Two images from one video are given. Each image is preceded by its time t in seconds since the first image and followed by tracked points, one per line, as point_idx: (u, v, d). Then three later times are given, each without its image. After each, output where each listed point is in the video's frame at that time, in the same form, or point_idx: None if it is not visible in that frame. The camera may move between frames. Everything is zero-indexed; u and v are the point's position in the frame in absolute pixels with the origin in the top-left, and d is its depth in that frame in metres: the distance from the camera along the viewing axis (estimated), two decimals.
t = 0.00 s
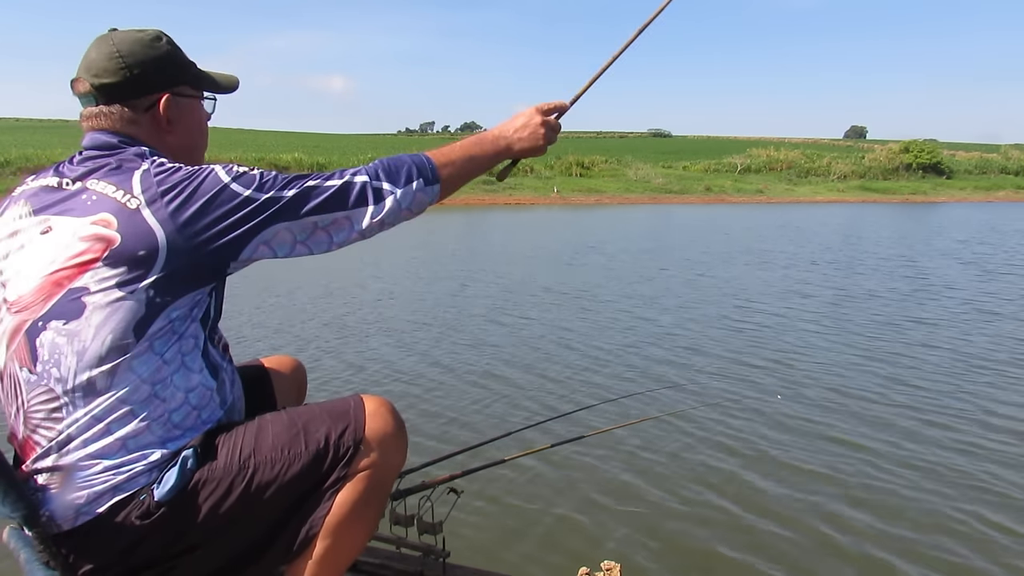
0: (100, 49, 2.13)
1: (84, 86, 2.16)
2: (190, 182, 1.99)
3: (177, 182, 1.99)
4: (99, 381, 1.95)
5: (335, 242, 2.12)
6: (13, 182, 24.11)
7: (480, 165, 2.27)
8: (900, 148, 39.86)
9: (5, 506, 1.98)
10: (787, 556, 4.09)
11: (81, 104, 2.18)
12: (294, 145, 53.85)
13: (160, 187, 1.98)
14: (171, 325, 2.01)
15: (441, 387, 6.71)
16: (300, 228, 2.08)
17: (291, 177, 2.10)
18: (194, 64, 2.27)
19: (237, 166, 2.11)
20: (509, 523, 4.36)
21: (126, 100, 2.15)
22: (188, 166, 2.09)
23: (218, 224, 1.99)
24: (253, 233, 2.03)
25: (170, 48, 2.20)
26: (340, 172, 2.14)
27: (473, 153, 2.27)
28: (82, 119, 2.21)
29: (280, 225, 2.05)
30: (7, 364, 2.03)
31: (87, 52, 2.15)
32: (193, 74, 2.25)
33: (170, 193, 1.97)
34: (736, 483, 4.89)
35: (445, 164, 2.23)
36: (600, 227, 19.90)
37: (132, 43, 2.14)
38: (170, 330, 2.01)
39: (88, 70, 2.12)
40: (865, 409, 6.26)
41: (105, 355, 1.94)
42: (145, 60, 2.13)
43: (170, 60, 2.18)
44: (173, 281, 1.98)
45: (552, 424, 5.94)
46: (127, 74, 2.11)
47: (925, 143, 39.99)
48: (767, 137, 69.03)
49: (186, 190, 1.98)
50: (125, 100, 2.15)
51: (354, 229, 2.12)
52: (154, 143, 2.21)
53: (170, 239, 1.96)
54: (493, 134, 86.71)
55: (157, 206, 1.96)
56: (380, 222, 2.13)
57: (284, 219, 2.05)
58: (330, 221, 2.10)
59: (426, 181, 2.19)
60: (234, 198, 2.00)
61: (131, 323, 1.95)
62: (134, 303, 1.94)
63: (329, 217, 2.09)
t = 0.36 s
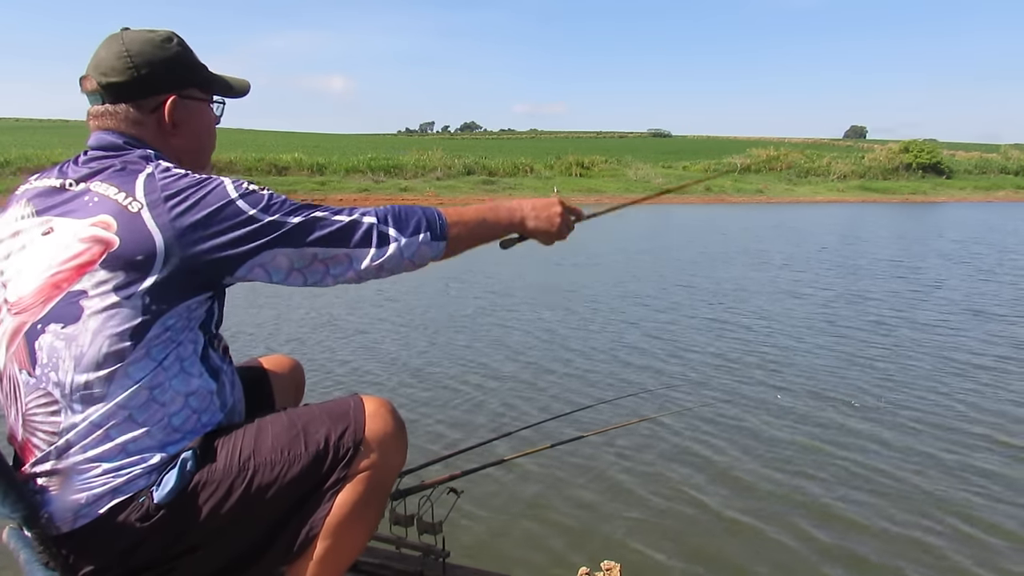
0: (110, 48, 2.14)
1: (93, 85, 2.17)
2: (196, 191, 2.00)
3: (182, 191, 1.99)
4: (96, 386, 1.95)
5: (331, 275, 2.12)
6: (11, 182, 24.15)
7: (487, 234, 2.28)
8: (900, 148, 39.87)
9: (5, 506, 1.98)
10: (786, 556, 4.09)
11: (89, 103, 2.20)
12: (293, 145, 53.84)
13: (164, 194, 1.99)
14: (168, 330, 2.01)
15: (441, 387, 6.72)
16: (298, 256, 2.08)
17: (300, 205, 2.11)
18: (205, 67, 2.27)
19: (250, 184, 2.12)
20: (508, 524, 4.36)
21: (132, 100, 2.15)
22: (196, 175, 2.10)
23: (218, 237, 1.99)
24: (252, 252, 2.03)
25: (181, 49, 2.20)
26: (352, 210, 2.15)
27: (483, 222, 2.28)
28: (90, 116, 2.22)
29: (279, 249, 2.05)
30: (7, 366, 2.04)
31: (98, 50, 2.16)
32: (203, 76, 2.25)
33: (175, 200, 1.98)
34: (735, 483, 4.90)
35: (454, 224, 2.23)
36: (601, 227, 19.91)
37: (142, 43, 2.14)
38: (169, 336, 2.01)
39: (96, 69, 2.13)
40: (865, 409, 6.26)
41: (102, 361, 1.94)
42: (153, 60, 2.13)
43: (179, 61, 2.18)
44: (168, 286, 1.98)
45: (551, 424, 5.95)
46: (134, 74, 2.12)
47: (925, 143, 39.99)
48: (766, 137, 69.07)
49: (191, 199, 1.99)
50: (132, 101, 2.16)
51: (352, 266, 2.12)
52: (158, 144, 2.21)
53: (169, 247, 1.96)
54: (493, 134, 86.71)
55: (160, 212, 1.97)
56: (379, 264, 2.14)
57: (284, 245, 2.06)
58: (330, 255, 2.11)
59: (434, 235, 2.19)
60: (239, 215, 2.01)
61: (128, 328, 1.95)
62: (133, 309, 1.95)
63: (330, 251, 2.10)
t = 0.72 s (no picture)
0: (131, 50, 2.13)
1: (109, 84, 2.17)
2: (200, 212, 1.99)
3: (181, 205, 1.99)
4: (83, 390, 1.94)
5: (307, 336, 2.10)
6: (10, 182, 24.14)
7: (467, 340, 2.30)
8: (900, 148, 39.89)
9: (5, 507, 1.98)
10: (787, 553, 4.08)
11: (104, 100, 2.20)
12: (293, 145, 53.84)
13: (162, 205, 1.99)
14: (158, 336, 2.00)
15: (442, 387, 6.71)
16: (280, 309, 2.07)
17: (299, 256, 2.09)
18: (223, 77, 2.27)
19: (258, 217, 2.10)
20: (509, 524, 4.36)
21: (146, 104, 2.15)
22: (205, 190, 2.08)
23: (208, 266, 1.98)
24: (238, 290, 2.02)
25: (201, 58, 2.20)
26: (348, 276, 2.13)
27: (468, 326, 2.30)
28: (104, 113, 2.23)
29: (265, 296, 2.04)
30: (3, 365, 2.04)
31: (120, 50, 2.16)
32: (219, 87, 2.24)
33: (173, 215, 1.97)
34: (736, 482, 4.89)
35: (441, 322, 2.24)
36: (601, 227, 19.90)
37: (164, 48, 2.13)
38: (161, 342, 2.01)
39: (114, 70, 2.12)
40: (865, 408, 6.26)
41: (90, 364, 1.93)
42: (172, 67, 2.12)
43: (197, 70, 2.17)
44: (159, 297, 1.98)
45: (552, 423, 5.94)
46: (150, 79, 2.11)
47: (925, 143, 39.99)
48: (766, 136, 69.05)
49: (189, 217, 1.98)
50: (146, 104, 2.16)
51: (330, 332, 2.10)
52: (166, 149, 2.21)
53: (159, 260, 1.96)
54: (493, 134, 86.71)
55: (157, 224, 1.97)
56: (360, 335, 2.10)
57: (270, 293, 2.04)
58: (313, 317, 2.09)
59: (418, 327, 2.18)
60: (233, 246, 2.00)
61: (117, 331, 1.94)
62: (123, 313, 1.94)
63: (313, 312, 2.08)
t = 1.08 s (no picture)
0: (231, 79, 2.33)
1: (200, 99, 2.34)
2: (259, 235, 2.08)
3: (241, 223, 2.08)
4: (104, 374, 1.95)
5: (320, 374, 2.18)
6: (12, 183, 24.19)
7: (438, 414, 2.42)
8: (900, 148, 39.89)
9: (5, 507, 1.95)
10: (786, 552, 4.08)
11: (190, 114, 2.37)
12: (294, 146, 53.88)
13: (223, 218, 2.07)
14: (186, 335, 2.02)
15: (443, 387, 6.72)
16: (306, 342, 2.14)
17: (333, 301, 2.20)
18: (298, 128, 2.43)
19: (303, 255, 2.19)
20: (509, 523, 4.36)
21: (225, 121, 2.29)
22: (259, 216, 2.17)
23: (254, 282, 2.05)
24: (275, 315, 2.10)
25: (287, 104, 2.38)
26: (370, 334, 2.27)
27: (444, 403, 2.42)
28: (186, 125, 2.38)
29: (298, 325, 2.12)
30: (31, 344, 2.06)
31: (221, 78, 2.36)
32: (293, 134, 2.41)
33: (232, 228, 2.06)
34: (736, 482, 4.89)
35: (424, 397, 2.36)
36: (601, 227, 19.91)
37: (260, 85, 2.33)
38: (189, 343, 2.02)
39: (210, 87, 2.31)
40: (864, 408, 6.26)
41: (116, 351, 1.94)
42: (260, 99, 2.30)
43: (278, 110, 2.34)
44: (199, 299, 2.02)
45: (553, 423, 5.94)
46: (238, 102, 2.28)
47: (925, 143, 39.96)
48: (767, 136, 69.07)
49: (246, 235, 2.06)
50: (224, 122, 2.30)
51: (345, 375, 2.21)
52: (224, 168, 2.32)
53: (209, 264, 2.02)
54: (494, 134, 86.80)
55: (216, 233, 2.04)
56: (371, 385, 2.26)
57: (303, 324, 2.13)
58: (331, 356, 2.18)
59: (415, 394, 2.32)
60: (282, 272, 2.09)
61: (148, 324, 1.96)
62: (159, 308, 1.97)
63: (333, 353, 2.18)
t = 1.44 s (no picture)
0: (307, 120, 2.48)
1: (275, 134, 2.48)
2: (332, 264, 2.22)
3: (320, 254, 2.21)
4: (168, 360, 2.03)
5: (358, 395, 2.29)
6: (13, 182, 24.25)
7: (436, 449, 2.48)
8: (899, 148, 39.97)
9: (6, 505, 2.06)
10: (784, 555, 4.12)
11: (262, 146, 2.51)
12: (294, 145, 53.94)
13: (305, 244, 2.19)
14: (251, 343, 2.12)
15: (444, 388, 6.77)
16: (354, 363, 2.27)
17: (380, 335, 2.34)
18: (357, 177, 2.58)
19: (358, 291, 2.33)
20: (509, 524, 4.41)
21: (298, 154, 2.43)
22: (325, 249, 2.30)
23: (323, 303, 2.18)
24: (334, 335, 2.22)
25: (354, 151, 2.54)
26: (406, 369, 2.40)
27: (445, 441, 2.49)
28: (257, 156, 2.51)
29: (351, 349, 2.24)
30: (86, 323, 2.11)
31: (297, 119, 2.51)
32: (354, 179, 2.55)
33: (311, 253, 2.19)
34: (734, 484, 4.94)
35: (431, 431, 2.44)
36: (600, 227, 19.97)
37: (331, 129, 2.49)
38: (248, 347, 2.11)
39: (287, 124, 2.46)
40: (861, 410, 6.31)
41: (186, 341, 2.03)
42: (333, 140, 2.45)
43: (346, 154, 2.49)
44: (268, 309, 2.12)
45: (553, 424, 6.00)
46: (312, 139, 2.42)
47: (924, 143, 40.02)
48: (766, 135, 69.15)
49: (321, 263, 2.19)
50: (296, 155, 2.43)
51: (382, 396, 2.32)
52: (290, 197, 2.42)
53: (286, 282, 2.13)
54: (494, 134, 86.88)
55: (298, 256, 2.16)
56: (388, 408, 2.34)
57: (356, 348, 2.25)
58: (372, 380, 2.30)
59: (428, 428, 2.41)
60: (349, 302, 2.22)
61: (220, 324, 2.06)
62: (232, 311, 2.07)
63: (374, 378, 2.30)
